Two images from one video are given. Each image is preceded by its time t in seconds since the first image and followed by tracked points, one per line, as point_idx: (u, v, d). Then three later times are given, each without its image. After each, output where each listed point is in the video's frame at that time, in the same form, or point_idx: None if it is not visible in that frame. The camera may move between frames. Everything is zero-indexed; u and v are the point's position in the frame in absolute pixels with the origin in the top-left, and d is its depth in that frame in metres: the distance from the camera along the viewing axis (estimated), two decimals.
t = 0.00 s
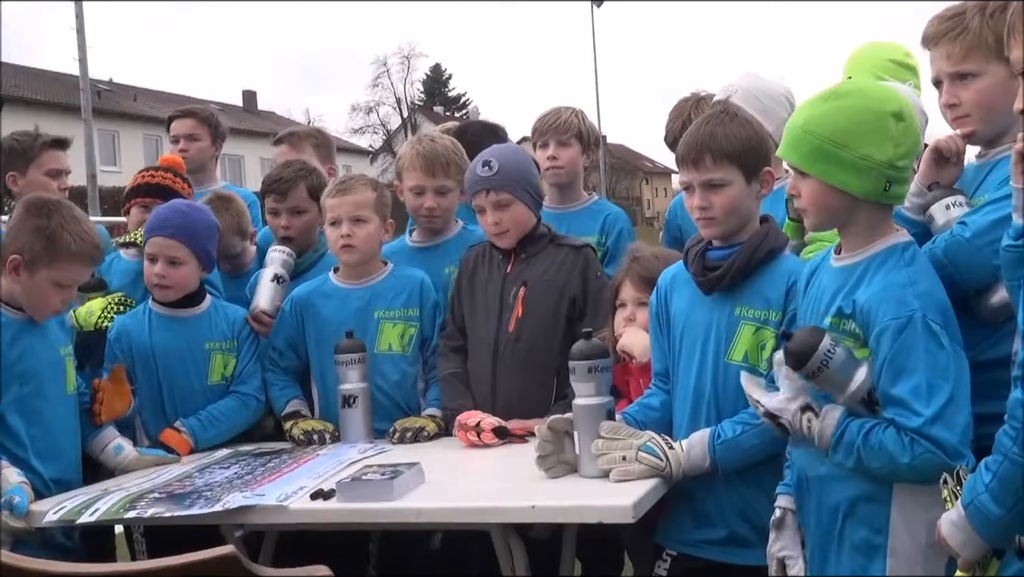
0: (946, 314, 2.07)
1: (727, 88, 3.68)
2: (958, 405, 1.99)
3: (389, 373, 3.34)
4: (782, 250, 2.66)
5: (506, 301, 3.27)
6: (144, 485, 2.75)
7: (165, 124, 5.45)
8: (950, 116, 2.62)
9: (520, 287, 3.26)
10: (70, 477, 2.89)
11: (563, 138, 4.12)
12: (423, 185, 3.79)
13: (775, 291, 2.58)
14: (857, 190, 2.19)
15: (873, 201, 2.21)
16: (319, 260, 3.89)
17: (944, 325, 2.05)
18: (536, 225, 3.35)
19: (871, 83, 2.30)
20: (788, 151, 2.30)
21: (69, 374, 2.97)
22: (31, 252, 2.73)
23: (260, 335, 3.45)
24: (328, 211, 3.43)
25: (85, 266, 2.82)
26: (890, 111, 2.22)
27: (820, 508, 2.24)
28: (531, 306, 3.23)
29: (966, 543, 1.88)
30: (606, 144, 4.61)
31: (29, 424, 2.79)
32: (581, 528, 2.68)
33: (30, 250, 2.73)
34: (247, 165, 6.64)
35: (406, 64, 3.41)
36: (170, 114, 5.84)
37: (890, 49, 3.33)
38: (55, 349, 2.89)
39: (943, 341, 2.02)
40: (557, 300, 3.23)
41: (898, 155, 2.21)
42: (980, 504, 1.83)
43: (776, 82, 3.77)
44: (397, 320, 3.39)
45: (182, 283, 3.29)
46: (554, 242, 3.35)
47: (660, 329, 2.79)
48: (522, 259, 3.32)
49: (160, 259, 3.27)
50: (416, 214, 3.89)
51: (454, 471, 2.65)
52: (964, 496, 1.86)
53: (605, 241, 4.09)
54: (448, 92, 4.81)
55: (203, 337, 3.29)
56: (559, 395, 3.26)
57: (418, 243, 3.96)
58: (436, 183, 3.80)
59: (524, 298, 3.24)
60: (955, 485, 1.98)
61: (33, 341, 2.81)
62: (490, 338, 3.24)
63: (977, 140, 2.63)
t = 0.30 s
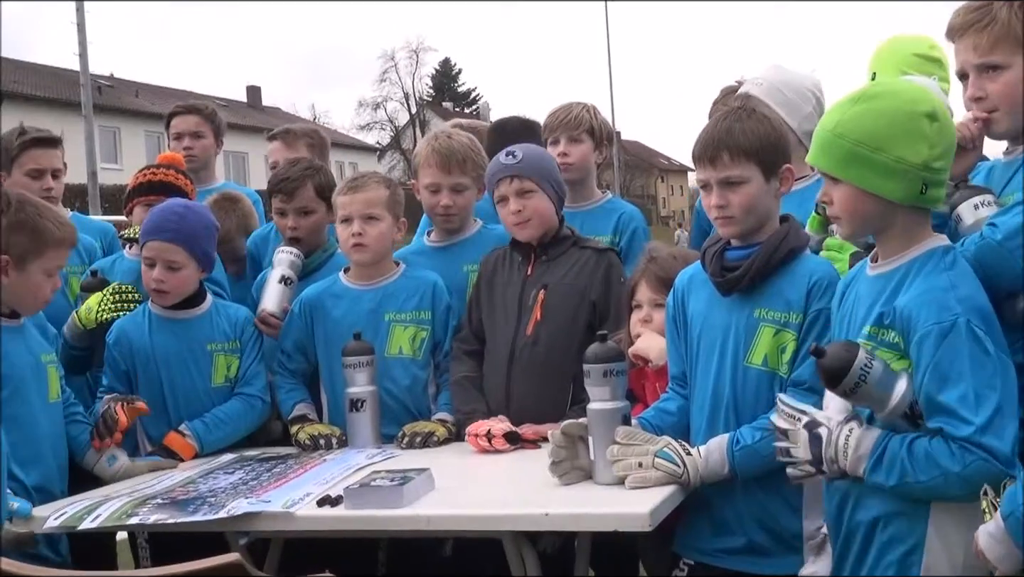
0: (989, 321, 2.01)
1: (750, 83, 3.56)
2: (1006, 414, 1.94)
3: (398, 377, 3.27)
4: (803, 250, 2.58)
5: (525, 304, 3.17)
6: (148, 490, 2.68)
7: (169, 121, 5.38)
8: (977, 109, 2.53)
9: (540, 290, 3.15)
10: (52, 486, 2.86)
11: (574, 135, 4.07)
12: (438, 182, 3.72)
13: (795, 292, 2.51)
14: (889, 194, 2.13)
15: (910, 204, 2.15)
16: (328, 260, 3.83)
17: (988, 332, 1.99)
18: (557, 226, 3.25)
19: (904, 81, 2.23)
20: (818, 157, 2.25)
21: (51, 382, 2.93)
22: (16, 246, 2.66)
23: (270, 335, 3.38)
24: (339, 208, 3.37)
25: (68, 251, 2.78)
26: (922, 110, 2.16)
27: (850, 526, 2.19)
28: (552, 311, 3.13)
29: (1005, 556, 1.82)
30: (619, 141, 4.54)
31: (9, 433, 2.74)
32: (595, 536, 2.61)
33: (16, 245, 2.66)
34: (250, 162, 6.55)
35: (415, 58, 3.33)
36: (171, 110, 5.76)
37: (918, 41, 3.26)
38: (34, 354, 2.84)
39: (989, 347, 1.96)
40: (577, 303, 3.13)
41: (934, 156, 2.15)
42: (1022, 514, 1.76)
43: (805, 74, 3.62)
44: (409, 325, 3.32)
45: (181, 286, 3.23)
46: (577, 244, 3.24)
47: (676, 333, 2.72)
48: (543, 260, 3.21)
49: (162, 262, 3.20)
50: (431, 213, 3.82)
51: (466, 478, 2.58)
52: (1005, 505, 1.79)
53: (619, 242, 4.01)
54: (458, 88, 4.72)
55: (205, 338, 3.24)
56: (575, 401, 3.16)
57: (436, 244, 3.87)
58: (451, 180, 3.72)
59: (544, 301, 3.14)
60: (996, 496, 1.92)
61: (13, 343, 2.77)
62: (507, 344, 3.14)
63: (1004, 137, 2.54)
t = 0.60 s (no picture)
0: (1017, 323, 1.96)
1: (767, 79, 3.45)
2: None
3: (405, 379, 3.21)
4: (821, 248, 2.53)
5: (540, 304, 3.09)
6: (149, 492, 2.62)
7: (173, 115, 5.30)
8: (1001, 102, 2.46)
9: (556, 291, 3.07)
10: (53, 487, 2.81)
11: (585, 130, 4.01)
12: (452, 179, 3.65)
13: (813, 292, 2.45)
14: (916, 191, 2.09)
15: (938, 203, 2.10)
16: (335, 256, 3.81)
17: (1016, 334, 1.94)
18: (572, 224, 3.15)
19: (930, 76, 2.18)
20: (842, 155, 2.22)
21: (49, 382, 2.87)
22: (25, 241, 2.66)
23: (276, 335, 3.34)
24: (347, 204, 3.31)
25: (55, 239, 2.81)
26: (948, 105, 2.12)
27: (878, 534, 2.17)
28: (566, 312, 3.05)
29: None
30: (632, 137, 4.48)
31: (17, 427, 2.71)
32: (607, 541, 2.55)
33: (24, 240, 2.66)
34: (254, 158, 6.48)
35: (422, 50, 3.27)
36: (174, 106, 5.69)
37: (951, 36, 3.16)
38: (31, 354, 2.78)
39: (1017, 349, 1.90)
40: (593, 303, 3.05)
41: (961, 152, 2.11)
42: None
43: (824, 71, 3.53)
44: (416, 326, 3.26)
45: (179, 287, 3.18)
46: (593, 244, 3.15)
47: (690, 333, 2.67)
48: (559, 260, 3.13)
49: (160, 263, 3.16)
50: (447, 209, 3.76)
51: (476, 481, 2.52)
52: None
53: (633, 239, 3.99)
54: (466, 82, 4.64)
55: (204, 337, 3.18)
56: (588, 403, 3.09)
57: (456, 239, 3.83)
58: (465, 176, 3.65)
59: (559, 303, 3.06)
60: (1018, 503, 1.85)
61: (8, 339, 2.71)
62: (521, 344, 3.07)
63: None
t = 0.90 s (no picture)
0: None
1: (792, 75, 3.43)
2: None
3: (418, 381, 3.18)
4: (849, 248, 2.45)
5: (558, 305, 3.01)
6: (156, 498, 2.56)
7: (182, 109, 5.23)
8: None
9: (574, 291, 2.99)
10: (60, 490, 2.75)
11: (604, 126, 4.00)
12: (474, 171, 3.59)
13: (840, 293, 2.37)
14: (968, 182, 2.03)
15: (977, 199, 2.05)
16: (346, 254, 3.74)
17: None
18: (590, 221, 3.08)
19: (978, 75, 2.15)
20: (892, 131, 2.09)
21: (52, 383, 2.82)
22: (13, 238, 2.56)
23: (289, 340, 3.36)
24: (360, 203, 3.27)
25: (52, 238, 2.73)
26: (1001, 103, 2.09)
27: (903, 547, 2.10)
28: (587, 313, 2.96)
29: None
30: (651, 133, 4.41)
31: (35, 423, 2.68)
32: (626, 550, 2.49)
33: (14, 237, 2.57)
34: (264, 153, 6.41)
35: (435, 44, 3.19)
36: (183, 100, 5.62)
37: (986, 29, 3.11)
38: (33, 355, 2.72)
39: None
40: (614, 305, 2.97)
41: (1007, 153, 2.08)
42: None
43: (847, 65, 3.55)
44: (429, 326, 3.23)
45: (174, 306, 3.06)
46: (612, 244, 3.06)
47: (713, 335, 2.61)
48: (577, 260, 3.04)
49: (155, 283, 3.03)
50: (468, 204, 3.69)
51: (491, 487, 2.45)
52: None
53: (652, 238, 3.94)
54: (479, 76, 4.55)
55: (204, 341, 3.10)
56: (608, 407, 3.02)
57: (474, 235, 3.74)
58: (489, 169, 3.58)
59: (578, 304, 2.97)
60: None
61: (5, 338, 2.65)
62: (538, 346, 3.00)
63: None
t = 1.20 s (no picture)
0: None
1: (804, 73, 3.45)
2: None
3: (430, 380, 3.17)
4: (865, 247, 2.42)
5: (570, 307, 2.98)
6: (169, 498, 2.55)
7: (192, 107, 5.20)
8: None
9: (586, 292, 2.98)
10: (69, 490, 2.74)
11: (618, 124, 3.97)
12: (485, 170, 3.56)
13: (857, 294, 2.36)
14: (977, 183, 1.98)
15: (989, 199, 2.00)
16: (355, 253, 3.72)
17: None
18: (600, 222, 3.07)
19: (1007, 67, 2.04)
20: (896, 129, 2.07)
21: (63, 383, 2.81)
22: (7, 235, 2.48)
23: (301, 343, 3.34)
24: (371, 216, 3.21)
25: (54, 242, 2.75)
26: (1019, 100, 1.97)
27: (910, 551, 2.06)
28: (599, 313, 2.95)
29: None
30: (664, 132, 4.40)
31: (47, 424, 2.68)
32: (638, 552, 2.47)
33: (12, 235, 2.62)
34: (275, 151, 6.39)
35: (448, 41, 3.16)
36: (194, 98, 5.61)
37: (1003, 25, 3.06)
38: (42, 354, 2.72)
39: None
40: (627, 307, 2.96)
41: None
42: None
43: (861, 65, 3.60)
44: (441, 326, 3.22)
45: (170, 307, 3.00)
46: (622, 242, 3.06)
47: (727, 336, 2.58)
48: (587, 260, 3.03)
49: (150, 283, 2.98)
50: (478, 203, 3.65)
51: (501, 489, 2.43)
52: None
53: (667, 237, 3.92)
54: (492, 74, 4.52)
55: (211, 344, 3.08)
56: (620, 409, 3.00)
57: (481, 235, 3.72)
58: (501, 169, 3.56)
59: (591, 305, 2.96)
60: None
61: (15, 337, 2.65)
62: (549, 347, 2.97)
63: None
